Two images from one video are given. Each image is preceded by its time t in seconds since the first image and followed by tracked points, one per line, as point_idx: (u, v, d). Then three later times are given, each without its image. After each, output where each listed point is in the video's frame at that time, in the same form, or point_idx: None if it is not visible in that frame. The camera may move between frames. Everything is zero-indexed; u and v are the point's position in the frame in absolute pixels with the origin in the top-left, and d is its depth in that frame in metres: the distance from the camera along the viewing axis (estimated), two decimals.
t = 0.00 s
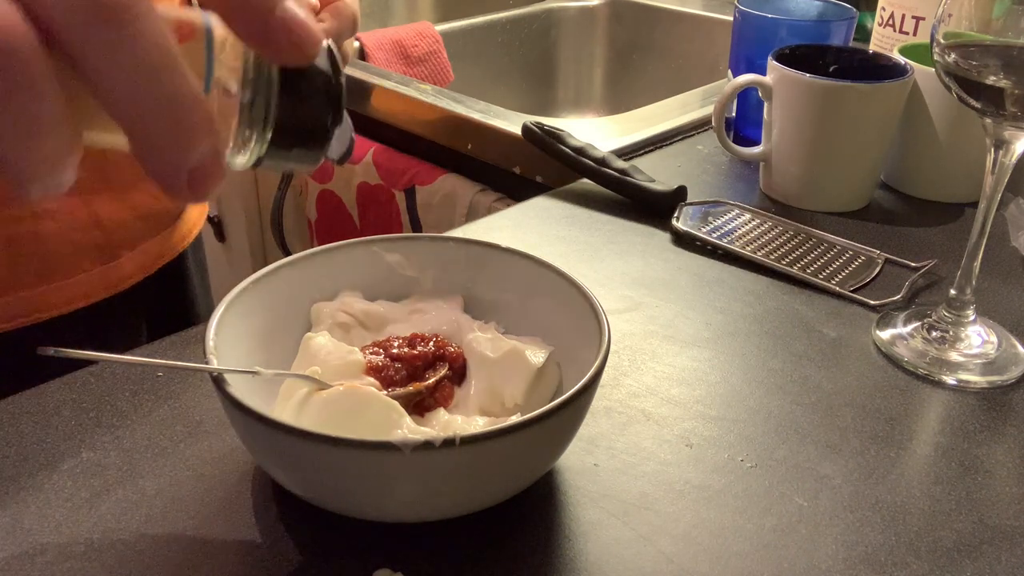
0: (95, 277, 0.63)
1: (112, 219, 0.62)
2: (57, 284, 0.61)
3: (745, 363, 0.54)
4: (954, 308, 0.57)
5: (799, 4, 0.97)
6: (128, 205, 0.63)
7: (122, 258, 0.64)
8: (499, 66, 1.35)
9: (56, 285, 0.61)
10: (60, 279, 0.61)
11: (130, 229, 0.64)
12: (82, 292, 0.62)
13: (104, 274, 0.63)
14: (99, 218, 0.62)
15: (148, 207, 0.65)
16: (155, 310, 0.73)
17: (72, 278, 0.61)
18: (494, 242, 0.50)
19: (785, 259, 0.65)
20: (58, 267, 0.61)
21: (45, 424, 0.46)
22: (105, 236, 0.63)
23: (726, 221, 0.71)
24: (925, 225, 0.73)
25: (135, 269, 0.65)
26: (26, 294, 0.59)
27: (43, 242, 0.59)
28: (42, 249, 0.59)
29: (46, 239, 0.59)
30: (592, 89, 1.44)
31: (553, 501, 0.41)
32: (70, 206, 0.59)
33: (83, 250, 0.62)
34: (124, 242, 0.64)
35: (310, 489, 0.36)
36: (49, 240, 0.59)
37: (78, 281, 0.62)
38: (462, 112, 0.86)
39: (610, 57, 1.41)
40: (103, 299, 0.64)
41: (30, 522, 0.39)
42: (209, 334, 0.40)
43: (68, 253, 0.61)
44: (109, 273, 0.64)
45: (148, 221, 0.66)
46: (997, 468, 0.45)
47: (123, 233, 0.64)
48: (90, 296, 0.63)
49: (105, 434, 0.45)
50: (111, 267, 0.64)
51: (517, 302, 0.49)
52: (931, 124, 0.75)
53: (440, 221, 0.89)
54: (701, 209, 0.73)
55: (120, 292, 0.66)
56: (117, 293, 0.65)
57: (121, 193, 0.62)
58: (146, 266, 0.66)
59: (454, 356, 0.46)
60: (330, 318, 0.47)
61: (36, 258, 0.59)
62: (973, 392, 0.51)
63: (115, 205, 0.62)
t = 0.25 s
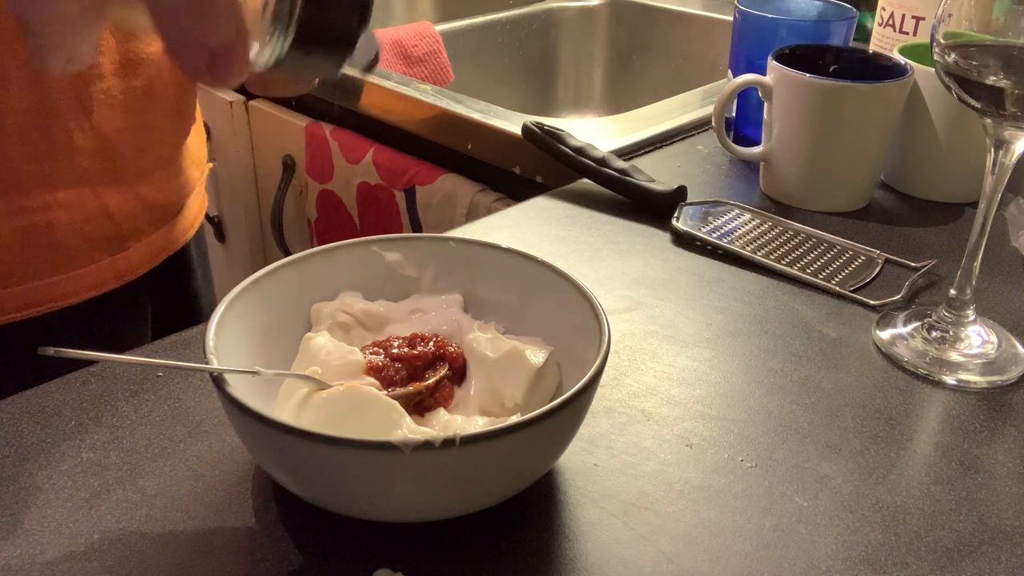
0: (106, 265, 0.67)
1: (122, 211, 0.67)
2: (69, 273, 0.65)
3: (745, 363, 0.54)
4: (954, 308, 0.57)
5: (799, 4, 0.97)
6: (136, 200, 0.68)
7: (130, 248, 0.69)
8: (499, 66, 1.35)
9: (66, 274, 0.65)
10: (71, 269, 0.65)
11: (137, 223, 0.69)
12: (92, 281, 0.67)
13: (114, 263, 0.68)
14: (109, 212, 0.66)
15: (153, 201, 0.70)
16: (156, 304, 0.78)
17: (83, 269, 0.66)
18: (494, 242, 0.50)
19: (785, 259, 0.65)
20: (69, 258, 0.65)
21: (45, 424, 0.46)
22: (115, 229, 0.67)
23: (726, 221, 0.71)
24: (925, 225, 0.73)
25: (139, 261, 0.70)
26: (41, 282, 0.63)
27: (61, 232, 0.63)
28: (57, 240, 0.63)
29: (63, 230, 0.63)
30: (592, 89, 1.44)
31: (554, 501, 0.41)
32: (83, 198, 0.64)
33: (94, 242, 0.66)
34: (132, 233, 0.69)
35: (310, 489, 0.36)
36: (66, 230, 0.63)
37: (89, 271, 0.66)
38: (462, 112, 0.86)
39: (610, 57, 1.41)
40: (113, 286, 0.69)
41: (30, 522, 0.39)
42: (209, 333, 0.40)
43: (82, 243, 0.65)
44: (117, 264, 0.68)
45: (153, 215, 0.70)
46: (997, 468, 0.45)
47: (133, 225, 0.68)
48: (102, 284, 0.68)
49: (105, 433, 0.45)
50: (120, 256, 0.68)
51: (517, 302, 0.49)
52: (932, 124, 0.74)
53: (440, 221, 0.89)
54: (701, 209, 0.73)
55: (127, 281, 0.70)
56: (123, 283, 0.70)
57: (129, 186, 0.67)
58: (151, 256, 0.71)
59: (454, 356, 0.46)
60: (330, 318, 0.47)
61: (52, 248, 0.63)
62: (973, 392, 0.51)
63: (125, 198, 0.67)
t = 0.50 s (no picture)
0: (108, 259, 0.68)
1: (124, 204, 0.67)
2: (71, 266, 0.65)
3: (744, 363, 0.54)
4: (954, 308, 0.57)
5: (799, 5, 0.97)
6: (138, 194, 0.68)
7: (131, 241, 0.69)
8: (499, 66, 1.35)
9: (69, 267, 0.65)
10: (73, 262, 0.65)
11: (139, 216, 0.69)
12: (95, 273, 0.67)
13: (115, 256, 0.68)
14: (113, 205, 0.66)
15: (155, 195, 0.70)
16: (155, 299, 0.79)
17: (87, 261, 0.66)
18: (494, 242, 0.50)
19: (785, 259, 0.65)
20: (73, 250, 0.64)
21: (45, 424, 0.46)
22: (118, 222, 0.67)
23: (726, 221, 0.71)
24: (925, 225, 0.73)
25: (139, 254, 0.70)
26: (43, 275, 0.63)
27: (64, 225, 0.63)
28: (62, 233, 0.63)
29: (66, 223, 0.63)
30: (592, 89, 1.44)
31: (554, 501, 0.41)
32: (85, 191, 0.64)
33: (97, 235, 0.66)
34: (134, 226, 0.69)
35: (310, 489, 0.36)
36: (69, 223, 0.63)
37: (92, 264, 0.66)
38: (462, 111, 0.86)
39: (610, 57, 1.41)
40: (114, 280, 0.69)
41: (29, 522, 0.39)
42: (209, 334, 0.40)
43: (85, 236, 0.65)
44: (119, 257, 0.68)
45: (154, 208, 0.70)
46: (997, 468, 0.45)
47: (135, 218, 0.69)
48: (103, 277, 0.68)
49: (105, 433, 0.45)
50: (122, 250, 0.69)
51: (517, 301, 0.49)
52: (932, 124, 0.74)
53: (440, 221, 0.89)
54: (701, 209, 0.73)
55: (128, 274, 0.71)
56: (124, 276, 0.70)
57: (131, 179, 0.67)
58: (151, 250, 0.72)
59: (454, 356, 0.46)
60: (330, 318, 0.47)
61: (55, 241, 0.63)
62: (973, 392, 0.51)
63: (127, 191, 0.67)
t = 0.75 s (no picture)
0: (109, 255, 0.67)
1: (125, 200, 0.67)
2: (72, 262, 0.65)
3: (745, 363, 0.54)
4: (954, 308, 0.57)
5: (799, 4, 0.97)
6: (139, 190, 0.68)
7: (132, 238, 0.69)
8: (499, 66, 1.35)
9: (70, 262, 0.65)
10: (75, 257, 0.65)
11: (140, 212, 0.69)
12: (96, 269, 0.67)
13: (117, 252, 0.68)
14: (115, 201, 0.66)
15: (156, 192, 0.70)
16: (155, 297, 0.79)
17: (88, 257, 0.66)
18: (494, 242, 0.50)
19: (786, 259, 0.65)
20: (74, 246, 0.64)
21: (45, 424, 0.46)
22: (119, 218, 0.67)
23: (726, 221, 0.71)
24: (925, 225, 0.73)
25: (141, 250, 0.70)
26: (44, 270, 0.63)
27: (66, 221, 0.62)
28: (63, 228, 0.63)
29: (68, 218, 0.63)
30: (592, 89, 1.44)
31: (554, 501, 0.41)
32: (86, 187, 0.63)
33: (99, 230, 0.66)
34: (135, 223, 0.69)
35: (310, 489, 0.36)
36: (70, 219, 0.63)
37: (93, 260, 0.66)
38: (462, 111, 0.86)
39: (610, 57, 1.42)
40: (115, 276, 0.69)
41: (29, 522, 0.39)
42: (208, 334, 0.40)
43: (86, 232, 0.64)
44: (120, 253, 0.68)
45: (155, 204, 0.70)
46: (998, 468, 0.45)
47: (136, 214, 0.68)
48: (104, 273, 0.68)
49: (105, 433, 0.45)
50: (123, 246, 0.68)
51: (517, 301, 0.50)
52: (932, 124, 0.75)
53: (440, 221, 0.89)
54: (701, 209, 0.73)
55: (129, 270, 0.70)
56: (126, 272, 0.70)
57: (132, 175, 0.67)
58: (153, 247, 0.72)
59: (454, 356, 0.46)
60: (330, 318, 0.47)
61: (56, 236, 0.62)
62: (973, 392, 0.51)
63: (128, 187, 0.67)
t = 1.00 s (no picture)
0: (112, 252, 0.67)
1: (129, 198, 0.67)
2: (76, 258, 0.65)
3: (745, 363, 0.54)
4: (954, 308, 0.57)
5: (799, 4, 0.97)
6: (143, 187, 0.68)
7: (135, 235, 0.69)
8: (499, 66, 1.35)
9: (73, 259, 0.65)
10: (78, 254, 0.65)
11: (144, 210, 0.69)
12: (99, 266, 0.67)
13: (120, 249, 0.68)
14: (119, 198, 0.66)
15: (160, 189, 0.70)
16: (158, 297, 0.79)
17: (92, 253, 0.66)
18: (494, 242, 0.50)
19: (786, 259, 0.65)
20: (78, 243, 0.64)
21: (45, 424, 0.46)
22: (123, 215, 0.67)
23: (726, 221, 0.71)
24: (925, 225, 0.73)
25: (145, 248, 0.70)
26: (47, 266, 0.63)
27: (69, 217, 0.63)
28: (66, 225, 0.63)
29: (71, 215, 0.63)
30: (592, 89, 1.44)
31: (553, 501, 0.41)
32: (89, 183, 0.63)
33: (102, 227, 0.66)
34: (138, 220, 0.69)
35: (311, 489, 0.36)
36: (73, 215, 0.63)
37: (96, 257, 0.66)
38: (462, 111, 0.86)
39: (609, 57, 1.42)
40: (118, 273, 0.69)
41: (29, 522, 0.39)
42: (209, 334, 0.40)
43: (89, 229, 0.64)
44: (124, 250, 0.68)
45: (159, 202, 0.70)
46: (998, 468, 0.45)
47: (139, 212, 0.68)
48: (107, 270, 0.67)
49: (106, 433, 0.45)
50: (126, 243, 0.68)
51: (517, 301, 0.49)
52: (932, 124, 0.75)
53: (440, 221, 0.89)
54: (701, 209, 0.73)
55: (132, 267, 0.70)
56: (129, 270, 0.70)
57: (135, 174, 0.67)
58: (157, 244, 0.72)
59: (454, 356, 0.46)
60: (330, 318, 0.47)
61: (60, 232, 0.62)
62: (973, 392, 0.51)
63: (132, 185, 0.67)
